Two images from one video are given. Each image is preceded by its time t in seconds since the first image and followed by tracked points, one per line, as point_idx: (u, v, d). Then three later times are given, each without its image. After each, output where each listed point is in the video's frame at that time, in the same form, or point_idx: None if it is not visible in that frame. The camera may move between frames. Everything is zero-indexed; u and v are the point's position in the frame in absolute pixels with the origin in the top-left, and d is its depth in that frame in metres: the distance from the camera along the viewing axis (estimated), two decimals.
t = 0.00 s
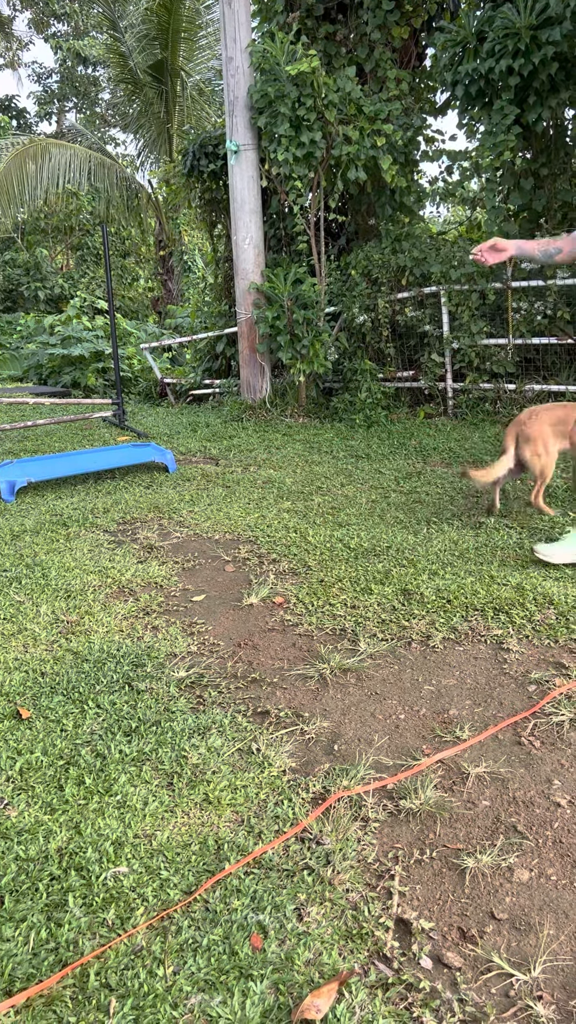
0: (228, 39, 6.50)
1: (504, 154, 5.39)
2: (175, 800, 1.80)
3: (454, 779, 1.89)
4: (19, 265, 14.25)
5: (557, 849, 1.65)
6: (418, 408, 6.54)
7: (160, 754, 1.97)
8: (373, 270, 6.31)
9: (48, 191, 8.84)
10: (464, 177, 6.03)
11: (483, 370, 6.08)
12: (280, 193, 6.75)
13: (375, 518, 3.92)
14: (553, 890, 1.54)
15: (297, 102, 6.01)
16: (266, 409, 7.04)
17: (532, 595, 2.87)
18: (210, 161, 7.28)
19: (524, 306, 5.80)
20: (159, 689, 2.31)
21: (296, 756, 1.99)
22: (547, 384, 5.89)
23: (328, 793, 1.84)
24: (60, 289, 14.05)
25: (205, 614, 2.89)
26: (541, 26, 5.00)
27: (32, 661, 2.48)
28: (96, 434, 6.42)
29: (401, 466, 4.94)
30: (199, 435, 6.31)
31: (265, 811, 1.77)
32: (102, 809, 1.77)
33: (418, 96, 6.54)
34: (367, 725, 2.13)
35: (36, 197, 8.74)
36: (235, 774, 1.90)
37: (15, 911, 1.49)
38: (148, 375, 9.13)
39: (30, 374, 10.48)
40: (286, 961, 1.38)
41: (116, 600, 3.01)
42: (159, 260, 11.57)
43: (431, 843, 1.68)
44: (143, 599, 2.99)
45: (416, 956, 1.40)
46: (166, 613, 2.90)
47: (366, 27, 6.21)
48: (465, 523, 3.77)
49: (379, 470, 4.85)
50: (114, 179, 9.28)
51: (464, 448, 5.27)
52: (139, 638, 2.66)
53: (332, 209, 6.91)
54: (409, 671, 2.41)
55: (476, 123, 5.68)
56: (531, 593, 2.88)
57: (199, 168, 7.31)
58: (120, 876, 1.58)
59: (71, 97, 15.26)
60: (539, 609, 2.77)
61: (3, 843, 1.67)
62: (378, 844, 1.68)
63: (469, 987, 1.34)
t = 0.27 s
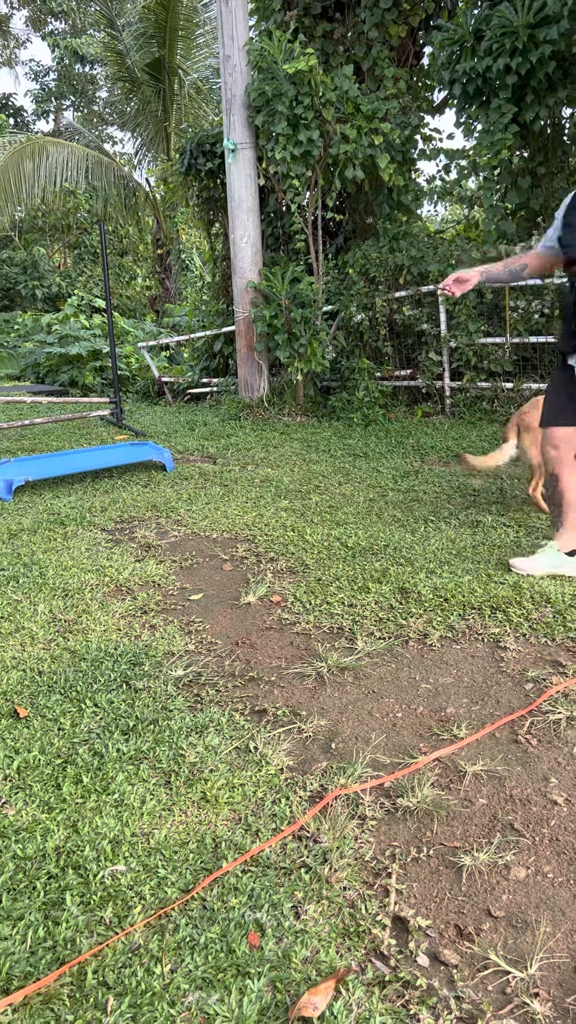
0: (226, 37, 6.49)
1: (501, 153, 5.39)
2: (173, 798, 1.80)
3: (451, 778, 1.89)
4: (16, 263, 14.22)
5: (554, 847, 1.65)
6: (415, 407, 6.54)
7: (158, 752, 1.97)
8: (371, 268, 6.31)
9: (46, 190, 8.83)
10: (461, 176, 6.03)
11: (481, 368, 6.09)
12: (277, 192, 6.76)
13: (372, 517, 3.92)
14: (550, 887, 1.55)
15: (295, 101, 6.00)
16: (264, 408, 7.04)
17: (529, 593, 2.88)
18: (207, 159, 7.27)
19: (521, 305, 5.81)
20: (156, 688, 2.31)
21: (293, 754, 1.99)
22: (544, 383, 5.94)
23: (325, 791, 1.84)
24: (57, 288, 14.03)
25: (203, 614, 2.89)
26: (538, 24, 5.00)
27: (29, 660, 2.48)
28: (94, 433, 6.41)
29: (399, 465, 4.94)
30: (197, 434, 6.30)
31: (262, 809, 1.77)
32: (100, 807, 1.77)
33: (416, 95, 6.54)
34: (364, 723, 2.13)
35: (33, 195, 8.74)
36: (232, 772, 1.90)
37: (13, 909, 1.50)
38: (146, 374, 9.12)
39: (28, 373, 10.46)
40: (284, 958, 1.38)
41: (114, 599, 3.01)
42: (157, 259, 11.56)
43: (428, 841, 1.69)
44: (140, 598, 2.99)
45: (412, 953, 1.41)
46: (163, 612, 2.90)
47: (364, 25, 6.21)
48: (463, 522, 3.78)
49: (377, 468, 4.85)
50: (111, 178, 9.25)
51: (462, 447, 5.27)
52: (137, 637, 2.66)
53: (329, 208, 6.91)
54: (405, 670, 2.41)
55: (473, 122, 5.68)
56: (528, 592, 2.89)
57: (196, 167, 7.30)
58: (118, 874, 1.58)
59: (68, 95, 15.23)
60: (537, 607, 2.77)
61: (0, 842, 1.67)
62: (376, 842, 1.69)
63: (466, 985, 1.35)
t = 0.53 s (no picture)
0: (222, 35, 6.48)
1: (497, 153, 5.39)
2: (170, 798, 1.80)
3: (448, 777, 1.90)
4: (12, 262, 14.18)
5: (550, 846, 1.65)
6: (412, 406, 6.55)
7: (155, 752, 1.97)
8: (368, 268, 6.31)
9: (42, 188, 8.84)
10: (458, 175, 6.03)
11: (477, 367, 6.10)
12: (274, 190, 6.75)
13: (369, 516, 3.92)
14: (546, 886, 1.55)
15: (291, 100, 6.00)
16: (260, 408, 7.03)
17: (525, 593, 2.88)
18: (204, 158, 7.26)
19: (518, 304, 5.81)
20: (153, 688, 2.31)
21: (290, 754, 1.99)
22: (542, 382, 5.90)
23: (322, 791, 1.84)
24: (53, 287, 14.00)
25: (200, 614, 2.88)
26: (534, 24, 5.00)
27: (25, 661, 2.47)
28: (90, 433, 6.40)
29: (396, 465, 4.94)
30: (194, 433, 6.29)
31: (259, 809, 1.77)
32: (97, 807, 1.77)
33: (412, 94, 6.54)
34: (361, 722, 2.14)
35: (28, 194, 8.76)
36: (230, 771, 1.90)
37: (10, 909, 1.49)
38: (142, 373, 9.10)
39: (24, 372, 10.43)
40: (281, 958, 1.38)
41: (110, 599, 3.00)
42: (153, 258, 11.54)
43: (425, 840, 1.69)
44: (137, 598, 2.99)
45: (409, 952, 1.41)
46: (160, 612, 2.90)
47: (360, 24, 6.20)
48: (459, 522, 3.78)
49: (374, 468, 4.85)
50: (107, 177, 9.22)
51: (458, 446, 5.27)
52: (133, 637, 2.65)
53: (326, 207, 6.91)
54: (402, 669, 2.42)
55: (470, 121, 5.68)
56: (525, 591, 2.89)
57: (192, 165, 7.28)
58: (115, 874, 1.58)
59: (64, 93, 15.19)
60: (533, 606, 2.78)
61: None
62: (373, 842, 1.69)
63: (463, 984, 1.35)
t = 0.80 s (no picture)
0: (218, 32, 6.48)
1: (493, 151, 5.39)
2: (166, 795, 1.80)
3: (444, 774, 1.90)
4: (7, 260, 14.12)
5: (546, 843, 1.66)
6: (408, 405, 6.55)
7: (151, 749, 1.97)
8: (364, 266, 6.30)
9: (38, 186, 8.83)
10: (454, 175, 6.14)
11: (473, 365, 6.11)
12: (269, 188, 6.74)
13: (365, 514, 3.92)
14: (541, 883, 1.55)
15: (287, 97, 5.99)
16: (256, 406, 7.02)
17: (521, 590, 2.89)
18: (199, 156, 7.24)
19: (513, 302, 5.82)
20: (150, 686, 2.30)
21: (286, 752, 1.99)
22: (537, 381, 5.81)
23: (318, 789, 1.84)
24: (49, 285, 13.95)
25: (196, 612, 2.87)
26: (530, 21, 5.00)
27: (21, 659, 2.46)
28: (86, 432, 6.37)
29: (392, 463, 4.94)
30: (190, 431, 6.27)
31: (255, 806, 1.77)
32: (93, 804, 1.77)
33: (408, 91, 6.54)
34: (357, 720, 2.14)
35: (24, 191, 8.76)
36: (225, 769, 1.90)
37: (6, 908, 1.49)
38: (138, 371, 9.08)
39: (20, 370, 10.38)
40: (277, 955, 1.39)
41: (107, 597, 2.99)
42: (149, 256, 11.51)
43: (420, 837, 1.69)
44: (133, 597, 2.98)
45: (405, 949, 1.41)
46: (157, 610, 2.89)
47: (356, 21, 6.19)
48: (455, 520, 3.78)
49: (370, 466, 4.84)
50: (103, 174, 9.19)
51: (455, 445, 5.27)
52: (129, 636, 2.64)
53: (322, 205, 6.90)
54: (399, 666, 2.42)
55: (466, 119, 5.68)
56: (521, 589, 2.89)
57: (188, 163, 7.26)
58: (111, 872, 1.58)
59: (60, 91, 15.14)
60: (529, 604, 2.78)
61: None
62: (369, 839, 1.69)
63: (459, 981, 1.35)
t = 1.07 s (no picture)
0: (213, 31, 6.47)
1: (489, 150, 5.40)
2: (163, 795, 1.80)
3: (441, 773, 1.90)
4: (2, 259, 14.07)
5: (543, 841, 1.66)
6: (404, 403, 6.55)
7: (148, 749, 1.97)
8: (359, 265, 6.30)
9: (33, 185, 8.80)
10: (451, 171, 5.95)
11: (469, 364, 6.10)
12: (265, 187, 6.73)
13: (361, 513, 3.92)
14: (539, 882, 1.55)
15: (283, 96, 5.98)
16: (253, 405, 7.01)
17: (517, 588, 2.90)
18: (195, 155, 7.23)
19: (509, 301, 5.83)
20: (146, 686, 2.30)
21: (283, 751, 1.98)
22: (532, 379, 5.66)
23: (315, 788, 1.84)
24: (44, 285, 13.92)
25: (193, 611, 2.87)
26: (526, 20, 5.01)
27: (17, 659, 2.45)
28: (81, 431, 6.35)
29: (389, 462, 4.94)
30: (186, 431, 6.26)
31: (252, 806, 1.77)
32: (90, 804, 1.77)
33: (404, 89, 6.58)
34: (354, 719, 2.13)
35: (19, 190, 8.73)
36: (223, 769, 1.90)
37: (3, 908, 1.49)
38: (134, 370, 9.06)
39: (15, 369, 10.35)
40: (274, 954, 1.38)
41: (103, 597, 2.98)
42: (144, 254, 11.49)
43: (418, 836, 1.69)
44: (130, 596, 2.97)
45: (403, 948, 1.41)
46: (153, 610, 2.88)
47: (352, 20, 6.19)
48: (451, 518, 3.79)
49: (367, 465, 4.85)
50: (99, 173, 9.16)
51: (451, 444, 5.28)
52: (126, 635, 2.64)
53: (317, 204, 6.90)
54: (395, 665, 2.42)
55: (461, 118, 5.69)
56: (517, 586, 2.90)
57: (184, 162, 7.25)
58: (108, 871, 1.57)
59: (55, 90, 15.10)
60: (525, 603, 2.78)
61: None
62: (366, 838, 1.69)
63: (457, 980, 1.35)
